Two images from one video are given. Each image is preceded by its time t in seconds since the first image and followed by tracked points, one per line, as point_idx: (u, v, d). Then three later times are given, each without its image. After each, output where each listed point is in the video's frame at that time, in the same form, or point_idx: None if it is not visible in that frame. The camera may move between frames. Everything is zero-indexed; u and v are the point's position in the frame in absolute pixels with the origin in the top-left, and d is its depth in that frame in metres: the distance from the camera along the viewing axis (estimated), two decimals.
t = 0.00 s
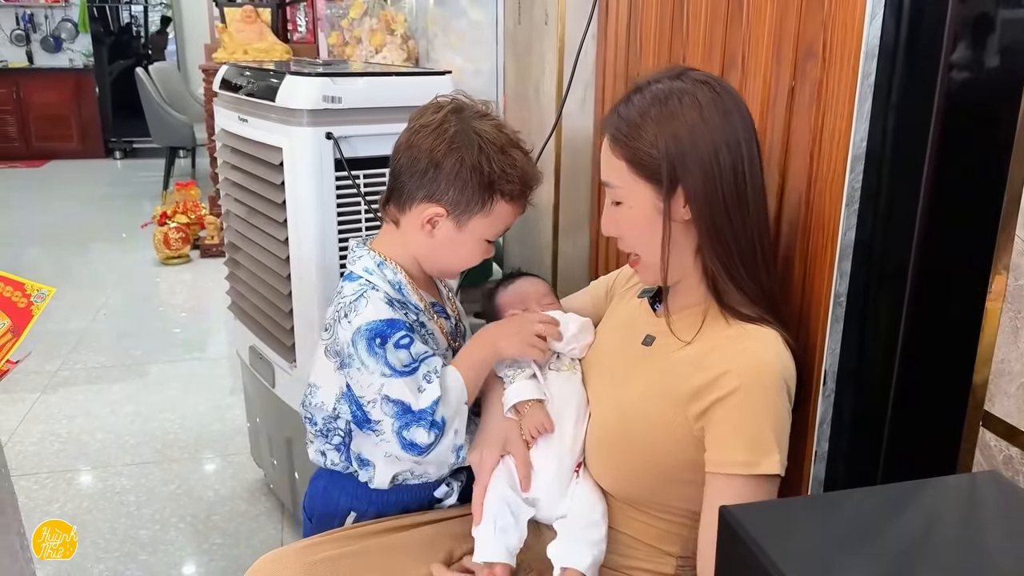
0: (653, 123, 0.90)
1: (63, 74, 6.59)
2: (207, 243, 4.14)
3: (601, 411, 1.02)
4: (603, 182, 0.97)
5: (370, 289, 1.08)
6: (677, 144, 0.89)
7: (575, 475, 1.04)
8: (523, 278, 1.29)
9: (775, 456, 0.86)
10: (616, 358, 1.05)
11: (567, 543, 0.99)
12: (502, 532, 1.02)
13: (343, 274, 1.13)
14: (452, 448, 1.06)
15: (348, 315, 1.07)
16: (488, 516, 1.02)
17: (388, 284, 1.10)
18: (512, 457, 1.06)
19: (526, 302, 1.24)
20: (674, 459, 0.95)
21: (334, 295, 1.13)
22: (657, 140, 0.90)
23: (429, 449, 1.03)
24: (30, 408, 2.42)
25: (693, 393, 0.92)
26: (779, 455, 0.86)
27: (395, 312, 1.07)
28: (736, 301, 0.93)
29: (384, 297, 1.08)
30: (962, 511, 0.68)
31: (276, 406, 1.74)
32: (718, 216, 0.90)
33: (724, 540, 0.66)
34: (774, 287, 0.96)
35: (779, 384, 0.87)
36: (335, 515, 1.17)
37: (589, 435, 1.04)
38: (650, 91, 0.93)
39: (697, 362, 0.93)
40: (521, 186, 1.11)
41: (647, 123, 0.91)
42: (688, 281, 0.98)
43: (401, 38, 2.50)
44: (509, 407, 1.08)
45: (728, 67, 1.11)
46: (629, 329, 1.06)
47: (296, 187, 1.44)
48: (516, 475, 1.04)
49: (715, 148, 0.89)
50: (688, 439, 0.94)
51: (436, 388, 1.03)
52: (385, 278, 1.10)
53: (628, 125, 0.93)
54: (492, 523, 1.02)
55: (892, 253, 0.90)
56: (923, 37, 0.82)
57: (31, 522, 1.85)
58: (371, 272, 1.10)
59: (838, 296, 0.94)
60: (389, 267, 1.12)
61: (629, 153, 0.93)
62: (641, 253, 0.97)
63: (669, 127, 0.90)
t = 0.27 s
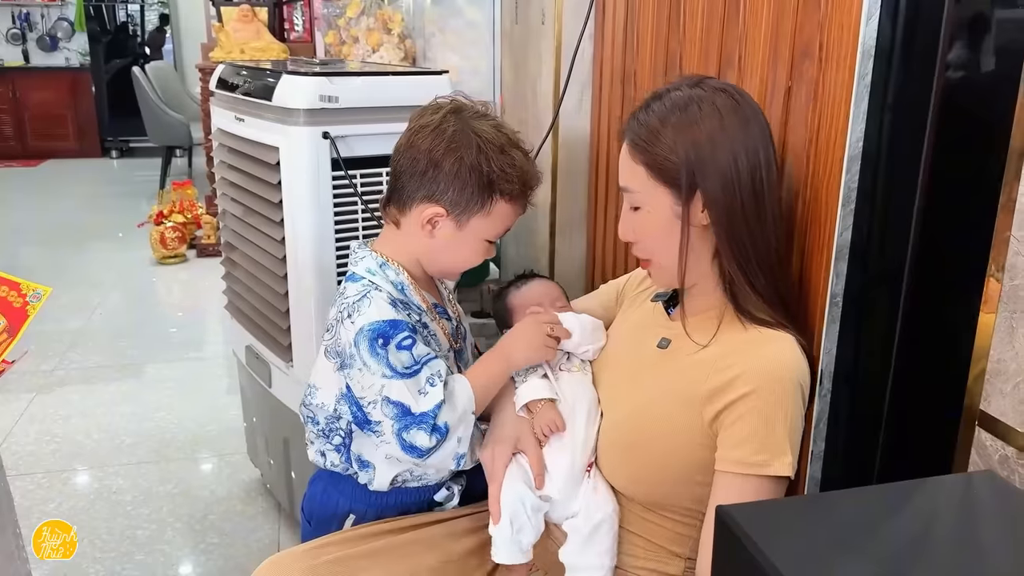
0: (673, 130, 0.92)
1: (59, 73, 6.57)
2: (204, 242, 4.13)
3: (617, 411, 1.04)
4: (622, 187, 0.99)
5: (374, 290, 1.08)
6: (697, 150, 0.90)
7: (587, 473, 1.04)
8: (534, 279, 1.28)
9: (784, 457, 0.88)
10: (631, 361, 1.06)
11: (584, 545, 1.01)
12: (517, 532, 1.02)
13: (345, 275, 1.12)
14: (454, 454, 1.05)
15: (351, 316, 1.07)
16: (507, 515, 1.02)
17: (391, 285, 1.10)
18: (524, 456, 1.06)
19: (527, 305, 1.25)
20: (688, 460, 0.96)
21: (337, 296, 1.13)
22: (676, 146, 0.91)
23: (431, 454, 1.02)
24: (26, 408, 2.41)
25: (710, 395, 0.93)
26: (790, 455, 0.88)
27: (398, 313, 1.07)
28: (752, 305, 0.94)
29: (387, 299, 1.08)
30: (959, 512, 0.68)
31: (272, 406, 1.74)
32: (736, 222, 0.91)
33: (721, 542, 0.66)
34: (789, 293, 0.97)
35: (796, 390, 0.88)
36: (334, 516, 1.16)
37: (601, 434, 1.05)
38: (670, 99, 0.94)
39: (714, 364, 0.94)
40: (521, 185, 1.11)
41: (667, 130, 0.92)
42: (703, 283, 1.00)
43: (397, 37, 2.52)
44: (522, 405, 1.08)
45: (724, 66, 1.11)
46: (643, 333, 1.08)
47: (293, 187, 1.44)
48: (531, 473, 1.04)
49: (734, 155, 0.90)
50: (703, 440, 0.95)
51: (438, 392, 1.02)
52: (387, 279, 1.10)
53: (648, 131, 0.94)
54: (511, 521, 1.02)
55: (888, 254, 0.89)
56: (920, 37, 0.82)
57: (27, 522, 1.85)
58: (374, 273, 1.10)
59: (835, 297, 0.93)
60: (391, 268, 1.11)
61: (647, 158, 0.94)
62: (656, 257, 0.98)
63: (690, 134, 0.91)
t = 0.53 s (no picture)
0: (678, 132, 0.92)
1: (54, 73, 6.56)
2: (200, 243, 4.12)
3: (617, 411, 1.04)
4: (627, 188, 0.98)
5: (378, 294, 1.07)
6: (703, 152, 0.90)
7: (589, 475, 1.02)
8: (532, 282, 1.28)
9: (775, 450, 0.87)
10: (635, 361, 1.05)
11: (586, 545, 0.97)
12: (520, 536, 1.00)
13: (349, 278, 1.12)
14: (458, 461, 1.05)
15: (355, 319, 1.07)
16: (509, 518, 1.00)
17: (395, 288, 1.09)
18: (524, 459, 1.05)
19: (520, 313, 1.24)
20: (690, 460, 0.96)
21: (339, 299, 1.12)
22: (681, 148, 0.91)
23: (435, 460, 1.03)
24: (21, 409, 2.41)
25: (713, 395, 0.93)
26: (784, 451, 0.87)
27: (403, 317, 1.07)
28: (756, 307, 0.94)
29: (392, 303, 1.07)
30: (953, 512, 0.68)
31: (268, 407, 1.74)
32: (741, 224, 0.91)
33: (715, 542, 0.66)
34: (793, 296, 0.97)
35: (801, 390, 0.89)
36: (331, 517, 1.17)
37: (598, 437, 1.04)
38: (676, 101, 0.94)
39: (718, 364, 0.94)
40: (522, 189, 1.12)
41: (672, 132, 0.92)
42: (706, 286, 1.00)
43: (394, 38, 2.51)
44: (521, 409, 1.09)
45: (719, 68, 1.11)
46: (645, 334, 1.07)
47: (288, 187, 1.44)
48: (532, 476, 1.03)
49: (739, 157, 0.90)
50: (704, 441, 0.95)
51: (442, 399, 1.02)
52: (390, 283, 1.10)
53: (653, 132, 0.93)
54: (513, 524, 1.00)
55: (882, 255, 0.91)
56: (915, 37, 0.83)
57: (22, 523, 1.85)
58: (377, 276, 1.09)
59: (829, 297, 0.96)
60: (394, 271, 1.11)
61: (653, 160, 0.93)
62: (659, 259, 0.97)
63: (695, 136, 0.91)
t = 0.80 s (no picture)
0: (678, 134, 0.92)
1: (51, 75, 6.55)
2: (196, 245, 4.12)
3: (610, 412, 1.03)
4: (625, 191, 0.98)
5: (371, 299, 1.07)
6: (702, 154, 0.91)
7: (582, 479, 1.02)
8: (530, 284, 1.28)
9: (759, 443, 0.87)
10: (629, 362, 1.05)
11: (578, 546, 0.98)
12: (513, 541, 1.01)
13: (342, 283, 1.12)
14: (447, 470, 1.05)
15: (348, 324, 1.06)
16: (503, 522, 1.01)
17: (388, 292, 1.10)
18: (519, 464, 1.04)
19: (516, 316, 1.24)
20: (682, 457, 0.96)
21: (332, 303, 1.13)
22: (681, 150, 0.91)
23: (423, 467, 1.02)
24: (17, 412, 2.41)
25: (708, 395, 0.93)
26: (759, 442, 0.87)
27: (396, 322, 1.07)
28: (752, 309, 0.95)
29: (385, 308, 1.07)
30: (946, 512, 0.68)
31: (264, 409, 1.73)
32: (740, 227, 0.91)
33: (710, 543, 0.66)
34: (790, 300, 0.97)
35: (797, 389, 0.89)
36: (325, 520, 1.16)
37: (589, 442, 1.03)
38: (675, 103, 0.94)
39: (714, 364, 0.94)
40: (516, 195, 1.11)
41: (671, 134, 0.92)
42: (704, 288, 0.99)
43: (390, 39, 2.51)
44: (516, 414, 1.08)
45: (713, 70, 1.11)
46: (640, 336, 1.07)
47: (284, 189, 1.44)
48: (526, 480, 1.03)
49: (737, 158, 0.91)
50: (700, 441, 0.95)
51: (433, 407, 1.01)
52: (383, 287, 1.10)
53: (653, 134, 0.94)
54: (507, 529, 1.01)
55: (875, 256, 0.91)
56: (907, 36, 0.84)
57: (18, 526, 1.84)
58: (370, 280, 1.10)
59: (823, 298, 0.94)
60: (388, 275, 1.11)
61: (652, 163, 0.93)
62: (657, 261, 0.97)
63: (694, 139, 0.91)
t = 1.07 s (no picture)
0: (675, 136, 0.92)
1: (48, 78, 6.55)
2: (193, 247, 4.12)
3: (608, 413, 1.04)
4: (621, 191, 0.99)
5: (350, 302, 1.08)
6: (699, 155, 0.91)
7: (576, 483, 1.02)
8: (519, 291, 1.28)
9: (758, 445, 0.88)
10: (624, 362, 1.06)
11: (574, 549, 0.98)
12: (510, 546, 1.01)
13: (324, 285, 1.13)
14: (414, 482, 1.06)
15: (325, 328, 1.07)
16: (499, 528, 1.01)
17: (369, 294, 1.11)
18: (514, 470, 1.05)
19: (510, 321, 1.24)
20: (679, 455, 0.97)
21: (315, 305, 1.14)
22: (678, 151, 0.92)
23: (388, 476, 1.04)
24: (15, 415, 2.40)
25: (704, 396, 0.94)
26: (757, 447, 0.88)
27: (374, 327, 1.07)
28: (747, 310, 0.96)
29: (363, 311, 1.08)
30: (939, 512, 0.69)
31: (262, 411, 1.74)
32: (737, 228, 0.92)
33: (704, 543, 0.67)
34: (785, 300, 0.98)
35: (791, 393, 0.89)
36: (320, 522, 1.17)
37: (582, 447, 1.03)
38: (672, 104, 0.95)
39: (710, 366, 0.95)
40: (484, 179, 1.11)
41: (669, 135, 0.93)
42: (698, 289, 1.00)
43: (387, 41, 2.52)
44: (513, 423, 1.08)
45: (707, 72, 1.12)
46: (635, 338, 1.07)
47: (281, 191, 1.45)
48: (522, 485, 1.03)
49: (734, 159, 0.91)
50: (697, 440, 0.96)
51: (402, 418, 1.03)
52: (363, 287, 1.11)
53: (650, 135, 0.94)
54: (503, 535, 1.01)
55: (869, 258, 0.92)
56: (900, 37, 0.85)
57: (16, 529, 1.84)
58: (350, 282, 1.11)
59: (818, 298, 0.96)
60: (367, 276, 1.12)
61: (650, 163, 0.94)
62: (652, 262, 0.98)
63: (692, 140, 0.91)
